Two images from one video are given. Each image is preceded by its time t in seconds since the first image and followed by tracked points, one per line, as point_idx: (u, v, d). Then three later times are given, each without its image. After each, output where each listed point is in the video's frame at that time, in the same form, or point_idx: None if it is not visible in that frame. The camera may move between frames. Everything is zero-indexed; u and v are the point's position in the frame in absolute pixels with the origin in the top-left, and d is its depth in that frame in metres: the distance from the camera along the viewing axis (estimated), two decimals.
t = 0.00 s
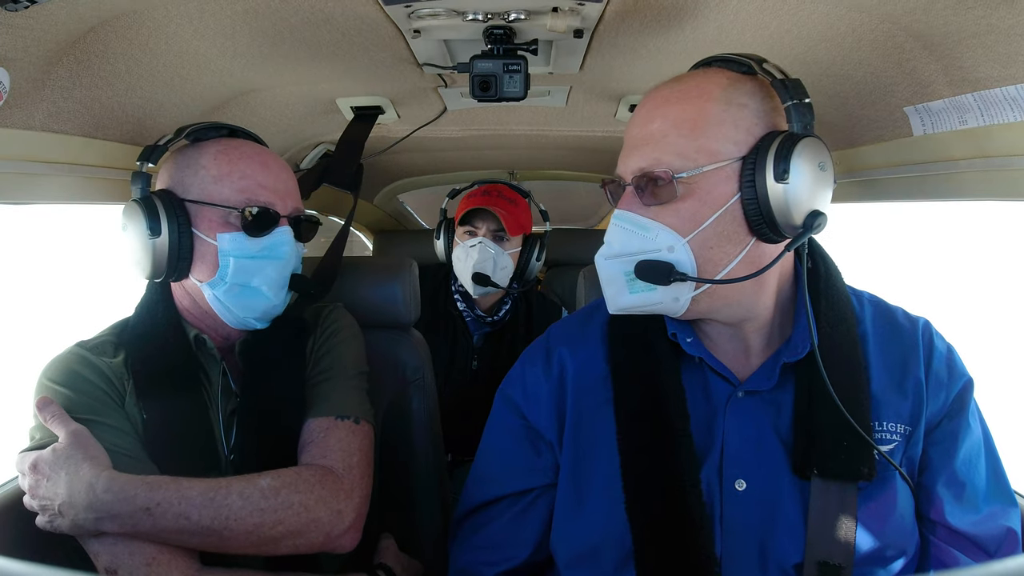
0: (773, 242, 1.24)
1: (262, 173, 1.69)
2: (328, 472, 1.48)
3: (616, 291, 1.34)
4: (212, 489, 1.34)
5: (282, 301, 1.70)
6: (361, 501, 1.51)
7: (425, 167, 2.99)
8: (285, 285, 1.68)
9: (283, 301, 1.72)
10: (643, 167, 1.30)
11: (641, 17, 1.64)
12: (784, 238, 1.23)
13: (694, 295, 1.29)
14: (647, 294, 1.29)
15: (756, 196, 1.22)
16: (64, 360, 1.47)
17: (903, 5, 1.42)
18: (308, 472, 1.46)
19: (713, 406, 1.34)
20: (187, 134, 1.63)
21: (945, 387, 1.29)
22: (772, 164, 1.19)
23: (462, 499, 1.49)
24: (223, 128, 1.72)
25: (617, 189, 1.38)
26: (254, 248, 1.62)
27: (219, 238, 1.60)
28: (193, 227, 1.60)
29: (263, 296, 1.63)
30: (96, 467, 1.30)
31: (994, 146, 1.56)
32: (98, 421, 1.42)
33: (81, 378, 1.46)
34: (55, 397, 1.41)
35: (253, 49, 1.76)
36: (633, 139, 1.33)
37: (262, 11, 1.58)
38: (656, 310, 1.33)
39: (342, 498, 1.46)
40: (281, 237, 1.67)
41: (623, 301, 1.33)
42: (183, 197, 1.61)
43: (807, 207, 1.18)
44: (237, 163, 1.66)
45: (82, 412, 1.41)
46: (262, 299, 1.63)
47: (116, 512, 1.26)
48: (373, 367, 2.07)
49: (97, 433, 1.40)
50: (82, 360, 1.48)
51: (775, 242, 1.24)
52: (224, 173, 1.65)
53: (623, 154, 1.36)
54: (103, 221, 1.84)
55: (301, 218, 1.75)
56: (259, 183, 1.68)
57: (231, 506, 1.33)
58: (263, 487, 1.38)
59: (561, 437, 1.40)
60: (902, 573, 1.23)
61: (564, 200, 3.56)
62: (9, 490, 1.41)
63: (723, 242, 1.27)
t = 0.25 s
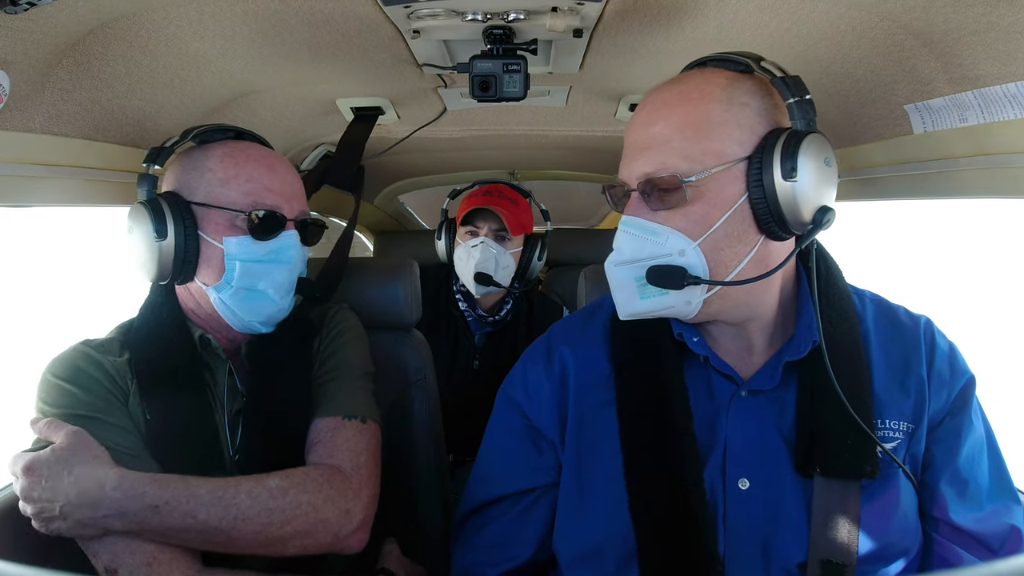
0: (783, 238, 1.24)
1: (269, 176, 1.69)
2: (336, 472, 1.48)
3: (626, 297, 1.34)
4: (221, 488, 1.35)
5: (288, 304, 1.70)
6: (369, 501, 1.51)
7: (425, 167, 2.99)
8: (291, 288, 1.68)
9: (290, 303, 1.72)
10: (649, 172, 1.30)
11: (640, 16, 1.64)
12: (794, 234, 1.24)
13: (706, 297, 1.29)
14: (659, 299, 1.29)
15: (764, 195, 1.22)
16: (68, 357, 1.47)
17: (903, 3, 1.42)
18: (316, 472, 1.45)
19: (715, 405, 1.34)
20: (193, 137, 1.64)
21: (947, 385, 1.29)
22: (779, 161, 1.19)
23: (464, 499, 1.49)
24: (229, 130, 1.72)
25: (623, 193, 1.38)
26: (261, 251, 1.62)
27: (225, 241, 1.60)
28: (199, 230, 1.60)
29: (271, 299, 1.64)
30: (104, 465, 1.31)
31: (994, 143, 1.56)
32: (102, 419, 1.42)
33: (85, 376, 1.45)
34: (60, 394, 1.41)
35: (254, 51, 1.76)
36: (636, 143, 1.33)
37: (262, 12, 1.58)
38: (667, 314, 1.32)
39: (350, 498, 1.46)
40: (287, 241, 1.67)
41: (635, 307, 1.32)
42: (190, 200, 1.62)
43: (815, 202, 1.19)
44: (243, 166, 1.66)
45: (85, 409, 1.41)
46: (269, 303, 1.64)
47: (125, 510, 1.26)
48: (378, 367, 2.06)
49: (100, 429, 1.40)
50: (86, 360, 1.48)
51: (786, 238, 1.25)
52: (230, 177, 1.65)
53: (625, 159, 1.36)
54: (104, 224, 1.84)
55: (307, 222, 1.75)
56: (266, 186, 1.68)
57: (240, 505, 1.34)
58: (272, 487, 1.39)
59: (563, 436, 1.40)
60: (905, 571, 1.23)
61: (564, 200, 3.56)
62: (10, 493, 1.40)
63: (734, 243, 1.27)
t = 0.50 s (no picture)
0: (778, 239, 1.24)
1: (264, 164, 1.70)
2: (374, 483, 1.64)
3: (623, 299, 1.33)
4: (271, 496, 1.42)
5: (297, 288, 1.71)
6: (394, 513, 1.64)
7: (425, 168, 2.99)
8: (297, 270, 1.70)
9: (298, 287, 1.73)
10: (645, 174, 1.29)
11: (640, 16, 1.64)
12: (790, 236, 1.23)
13: (703, 299, 1.29)
14: (656, 301, 1.29)
15: (761, 196, 1.22)
16: (60, 375, 1.48)
17: (903, 3, 1.42)
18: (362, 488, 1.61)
19: (715, 406, 1.34)
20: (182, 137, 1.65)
21: (947, 384, 1.29)
22: (776, 161, 1.19)
23: (463, 500, 1.49)
24: (215, 129, 1.72)
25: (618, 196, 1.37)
26: (264, 236, 1.64)
27: (227, 230, 1.61)
28: (198, 224, 1.60)
29: (279, 283, 1.64)
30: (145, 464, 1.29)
31: (994, 144, 1.56)
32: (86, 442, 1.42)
33: (73, 398, 1.46)
34: (49, 420, 1.43)
35: (254, 51, 1.76)
36: (633, 146, 1.32)
37: (262, 13, 1.58)
38: (665, 316, 1.32)
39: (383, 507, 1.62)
40: (289, 223, 1.69)
41: (633, 309, 1.32)
42: (185, 197, 1.62)
43: (812, 204, 1.19)
44: (236, 156, 1.67)
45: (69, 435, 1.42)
46: (277, 287, 1.64)
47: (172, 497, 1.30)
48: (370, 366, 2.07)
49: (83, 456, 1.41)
50: (77, 373, 1.49)
51: (781, 239, 1.24)
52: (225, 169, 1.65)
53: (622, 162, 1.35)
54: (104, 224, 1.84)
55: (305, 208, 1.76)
56: (261, 173, 1.69)
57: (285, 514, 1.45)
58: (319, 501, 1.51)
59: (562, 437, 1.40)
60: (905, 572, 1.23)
61: (564, 200, 3.55)
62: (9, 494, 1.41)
63: (730, 245, 1.27)
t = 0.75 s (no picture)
0: (779, 241, 1.25)
1: (279, 171, 1.71)
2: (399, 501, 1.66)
3: (621, 300, 1.34)
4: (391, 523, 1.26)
5: (301, 302, 1.71)
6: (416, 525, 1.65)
7: (426, 167, 2.99)
8: (303, 284, 1.70)
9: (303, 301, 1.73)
10: (646, 175, 1.29)
11: (642, 17, 1.64)
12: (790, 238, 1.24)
13: (703, 301, 1.29)
14: (656, 302, 1.29)
15: (762, 199, 1.22)
16: (52, 380, 1.48)
17: (904, 6, 1.42)
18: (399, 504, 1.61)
19: (713, 407, 1.34)
20: (198, 133, 1.64)
21: (946, 387, 1.29)
22: (778, 164, 1.19)
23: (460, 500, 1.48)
24: (232, 126, 1.72)
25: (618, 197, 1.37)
26: (274, 248, 1.64)
27: (238, 238, 1.62)
28: (209, 227, 1.61)
29: (285, 296, 1.64)
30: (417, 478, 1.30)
31: (994, 147, 1.56)
32: (72, 450, 1.42)
33: (65, 403, 1.46)
34: (35, 427, 1.42)
35: (255, 50, 1.76)
36: (634, 146, 1.32)
37: (264, 11, 1.58)
38: (665, 317, 1.32)
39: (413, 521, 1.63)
40: (299, 236, 1.70)
41: (632, 310, 1.33)
42: (199, 196, 1.62)
43: (813, 206, 1.19)
44: (253, 162, 1.67)
45: (54, 445, 1.41)
46: (283, 301, 1.64)
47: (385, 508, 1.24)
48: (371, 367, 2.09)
49: (68, 465, 1.40)
50: (66, 375, 1.48)
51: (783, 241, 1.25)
52: (240, 172, 1.66)
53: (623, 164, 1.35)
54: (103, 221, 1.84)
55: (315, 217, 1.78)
56: (276, 181, 1.70)
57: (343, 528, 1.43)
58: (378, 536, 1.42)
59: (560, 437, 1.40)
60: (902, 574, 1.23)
61: (564, 201, 3.55)
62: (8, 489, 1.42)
63: (730, 246, 1.27)
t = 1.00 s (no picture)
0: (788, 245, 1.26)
1: (291, 172, 1.72)
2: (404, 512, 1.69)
3: (632, 307, 1.33)
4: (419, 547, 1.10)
5: (309, 303, 1.71)
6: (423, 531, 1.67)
7: (427, 166, 2.99)
8: (312, 285, 1.70)
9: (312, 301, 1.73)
10: (654, 181, 1.28)
11: (644, 17, 1.64)
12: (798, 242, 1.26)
13: (712, 306, 1.29)
14: (666, 308, 1.29)
15: (772, 203, 1.23)
16: (54, 380, 1.47)
17: (906, 8, 1.42)
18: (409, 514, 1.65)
19: (713, 408, 1.34)
20: (212, 131, 1.65)
21: (946, 389, 1.29)
22: (787, 163, 1.20)
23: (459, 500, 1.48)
24: (244, 125, 1.74)
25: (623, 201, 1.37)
26: (285, 249, 1.64)
27: (249, 239, 1.62)
28: (220, 226, 1.61)
29: (295, 297, 1.64)
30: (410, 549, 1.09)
31: (995, 149, 1.56)
32: (74, 451, 1.42)
33: (67, 402, 1.45)
34: (37, 428, 1.42)
35: (256, 47, 1.76)
36: (641, 151, 1.31)
37: (266, 9, 1.58)
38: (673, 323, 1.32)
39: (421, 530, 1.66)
40: (310, 237, 1.70)
41: (640, 317, 1.32)
42: (211, 195, 1.63)
43: (822, 211, 1.20)
44: (265, 162, 1.68)
45: (55, 446, 1.41)
46: (292, 301, 1.63)
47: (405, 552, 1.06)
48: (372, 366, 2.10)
49: (69, 466, 1.40)
50: (67, 374, 1.47)
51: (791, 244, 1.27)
52: (252, 172, 1.66)
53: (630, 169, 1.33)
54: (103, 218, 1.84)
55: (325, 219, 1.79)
56: (288, 182, 1.71)
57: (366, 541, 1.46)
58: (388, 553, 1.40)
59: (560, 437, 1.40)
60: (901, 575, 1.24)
61: (564, 200, 3.55)
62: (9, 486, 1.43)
63: (740, 252, 1.27)
